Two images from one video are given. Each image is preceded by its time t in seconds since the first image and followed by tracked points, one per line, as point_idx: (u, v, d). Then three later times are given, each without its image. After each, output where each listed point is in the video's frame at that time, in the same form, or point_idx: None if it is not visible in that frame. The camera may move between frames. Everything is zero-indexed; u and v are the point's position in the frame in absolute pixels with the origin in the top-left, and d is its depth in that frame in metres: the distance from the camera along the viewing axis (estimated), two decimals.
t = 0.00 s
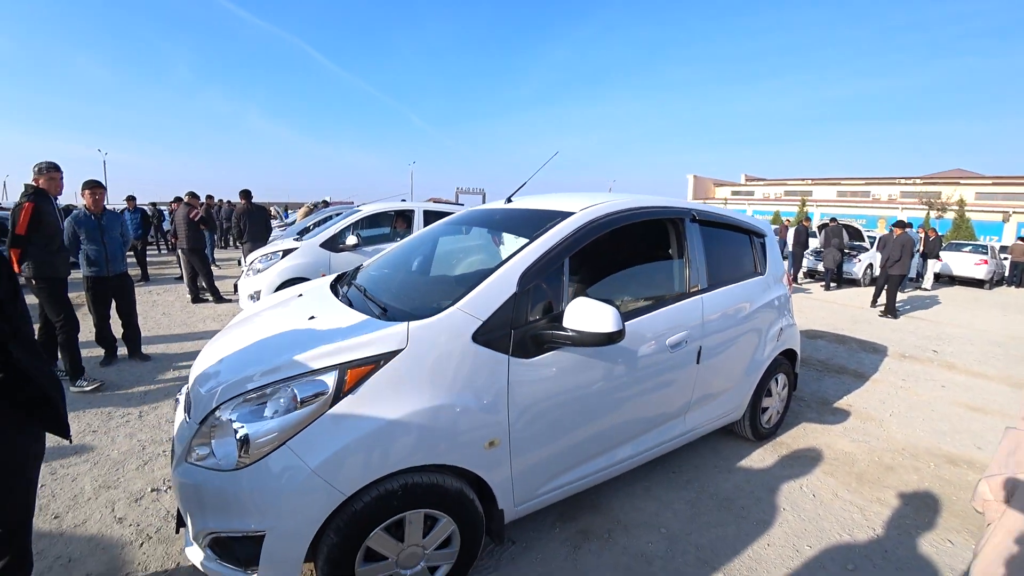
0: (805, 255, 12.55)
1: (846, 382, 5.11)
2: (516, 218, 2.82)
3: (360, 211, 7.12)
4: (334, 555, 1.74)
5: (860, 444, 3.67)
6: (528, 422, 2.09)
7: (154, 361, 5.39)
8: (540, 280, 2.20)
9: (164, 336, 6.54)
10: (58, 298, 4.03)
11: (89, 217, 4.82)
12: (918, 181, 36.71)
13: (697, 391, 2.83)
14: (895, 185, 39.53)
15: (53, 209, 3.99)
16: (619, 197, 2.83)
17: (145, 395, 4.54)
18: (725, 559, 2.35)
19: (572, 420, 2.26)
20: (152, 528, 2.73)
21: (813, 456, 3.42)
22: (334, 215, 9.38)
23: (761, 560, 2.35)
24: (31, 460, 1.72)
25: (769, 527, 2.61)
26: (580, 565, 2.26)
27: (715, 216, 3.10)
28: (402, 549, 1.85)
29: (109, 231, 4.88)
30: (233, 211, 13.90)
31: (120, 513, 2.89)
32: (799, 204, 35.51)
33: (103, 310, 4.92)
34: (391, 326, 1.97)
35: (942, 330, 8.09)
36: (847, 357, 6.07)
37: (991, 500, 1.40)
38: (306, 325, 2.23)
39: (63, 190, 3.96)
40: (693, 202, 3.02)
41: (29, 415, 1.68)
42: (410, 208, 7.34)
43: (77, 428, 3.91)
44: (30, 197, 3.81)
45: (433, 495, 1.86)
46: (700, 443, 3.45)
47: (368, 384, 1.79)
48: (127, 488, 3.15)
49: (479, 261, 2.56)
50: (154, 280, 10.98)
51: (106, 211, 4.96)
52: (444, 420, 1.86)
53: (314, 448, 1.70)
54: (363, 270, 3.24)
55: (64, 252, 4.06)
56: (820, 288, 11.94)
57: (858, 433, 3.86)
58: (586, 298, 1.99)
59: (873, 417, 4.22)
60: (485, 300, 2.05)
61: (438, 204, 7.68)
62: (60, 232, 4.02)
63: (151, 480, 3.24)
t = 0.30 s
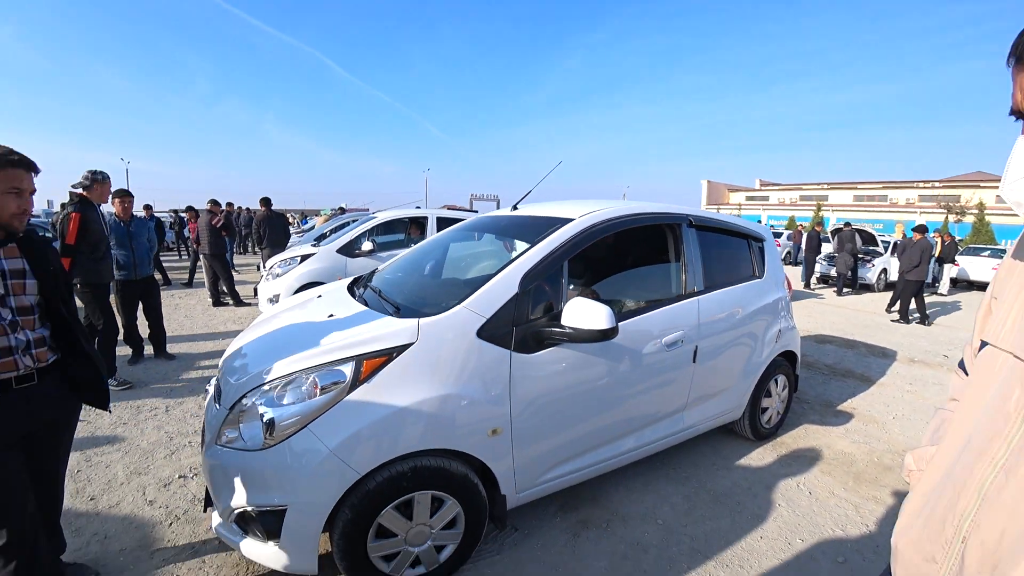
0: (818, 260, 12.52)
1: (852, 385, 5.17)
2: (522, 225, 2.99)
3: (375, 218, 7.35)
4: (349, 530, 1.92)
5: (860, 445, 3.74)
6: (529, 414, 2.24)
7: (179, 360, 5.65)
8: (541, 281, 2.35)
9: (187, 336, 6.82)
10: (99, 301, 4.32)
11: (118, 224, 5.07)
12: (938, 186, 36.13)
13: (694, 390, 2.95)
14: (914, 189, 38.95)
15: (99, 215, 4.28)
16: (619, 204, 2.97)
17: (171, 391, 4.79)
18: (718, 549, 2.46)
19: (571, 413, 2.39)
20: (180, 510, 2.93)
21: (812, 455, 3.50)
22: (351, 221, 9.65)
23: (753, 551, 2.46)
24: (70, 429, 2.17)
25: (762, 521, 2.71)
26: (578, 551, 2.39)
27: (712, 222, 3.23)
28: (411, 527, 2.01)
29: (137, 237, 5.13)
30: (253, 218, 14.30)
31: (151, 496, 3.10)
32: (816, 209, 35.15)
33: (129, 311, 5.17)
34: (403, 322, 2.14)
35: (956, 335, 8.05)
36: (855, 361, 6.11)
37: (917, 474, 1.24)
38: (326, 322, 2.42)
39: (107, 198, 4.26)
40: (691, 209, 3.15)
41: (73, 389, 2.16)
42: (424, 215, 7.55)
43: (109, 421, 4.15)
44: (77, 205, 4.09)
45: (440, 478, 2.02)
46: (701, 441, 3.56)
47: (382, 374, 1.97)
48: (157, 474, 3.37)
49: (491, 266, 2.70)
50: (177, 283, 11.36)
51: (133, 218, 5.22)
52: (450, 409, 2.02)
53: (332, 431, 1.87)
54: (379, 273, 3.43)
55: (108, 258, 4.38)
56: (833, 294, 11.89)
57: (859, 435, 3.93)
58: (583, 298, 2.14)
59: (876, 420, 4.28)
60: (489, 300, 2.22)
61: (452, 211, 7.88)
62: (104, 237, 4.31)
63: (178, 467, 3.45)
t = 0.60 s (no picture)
0: (841, 270, 12.39)
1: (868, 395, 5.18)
2: (540, 232, 3.13)
3: (399, 221, 7.58)
4: (373, 510, 2.08)
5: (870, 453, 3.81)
6: (541, 409, 2.37)
7: (210, 354, 5.92)
8: (555, 285, 2.49)
9: (218, 332, 7.12)
10: (143, 292, 4.69)
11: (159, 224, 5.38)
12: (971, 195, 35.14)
13: (702, 393, 3.04)
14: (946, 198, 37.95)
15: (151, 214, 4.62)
16: (632, 213, 3.10)
17: (203, 383, 5.04)
18: (721, 545, 2.56)
19: (583, 410, 2.52)
20: (214, 493, 3.14)
21: (821, 461, 3.56)
22: (375, 225, 9.92)
23: (754, 548, 2.55)
24: (118, 411, 2.37)
25: (766, 520, 2.79)
26: (585, 542, 2.52)
27: (723, 230, 3.33)
28: (429, 511, 2.17)
29: (176, 236, 5.41)
30: (280, 219, 14.73)
31: (187, 479, 3.32)
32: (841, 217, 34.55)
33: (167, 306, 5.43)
34: (426, 320, 2.31)
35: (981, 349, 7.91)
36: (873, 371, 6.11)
37: (842, 459, 1.35)
38: (354, 319, 2.60)
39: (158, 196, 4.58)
40: (702, 218, 3.26)
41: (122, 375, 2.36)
42: (446, 219, 7.75)
43: (146, 409, 4.41)
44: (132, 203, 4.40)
45: (457, 466, 2.18)
46: (710, 444, 3.64)
47: (407, 367, 2.13)
48: (191, 459, 3.59)
49: (511, 270, 2.84)
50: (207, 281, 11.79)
51: (173, 218, 5.52)
52: (467, 401, 2.17)
53: (359, 418, 2.04)
54: (403, 275, 3.61)
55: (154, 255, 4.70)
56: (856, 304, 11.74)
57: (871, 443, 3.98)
58: (594, 300, 2.26)
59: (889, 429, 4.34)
60: (506, 301, 2.37)
61: (473, 216, 8.07)
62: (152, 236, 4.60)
63: (211, 454, 3.67)
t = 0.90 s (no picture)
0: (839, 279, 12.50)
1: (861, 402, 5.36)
2: (541, 238, 3.27)
3: (403, 225, 7.72)
4: (380, 498, 2.21)
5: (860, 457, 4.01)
6: (540, 407, 2.49)
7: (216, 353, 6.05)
8: (554, 289, 2.63)
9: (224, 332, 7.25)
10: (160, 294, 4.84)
11: (184, 226, 5.56)
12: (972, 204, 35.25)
13: (695, 394, 3.16)
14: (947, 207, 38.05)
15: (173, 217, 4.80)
16: (629, 221, 3.24)
17: (213, 381, 5.18)
18: (710, 539, 2.68)
19: (580, 408, 2.64)
20: (225, 484, 3.27)
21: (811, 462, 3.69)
22: (379, 228, 10.07)
23: (742, 542, 2.67)
24: (136, 403, 2.49)
25: (755, 517, 2.91)
26: (581, 534, 2.64)
27: (717, 238, 3.46)
28: (433, 500, 2.30)
29: (198, 239, 5.57)
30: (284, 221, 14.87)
31: (198, 472, 3.44)
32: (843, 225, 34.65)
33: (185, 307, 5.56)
34: (432, 321, 2.44)
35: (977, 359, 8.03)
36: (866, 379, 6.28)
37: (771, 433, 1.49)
38: (363, 319, 2.74)
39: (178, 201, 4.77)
40: (696, 226, 3.40)
41: (141, 368, 2.49)
42: (449, 224, 7.89)
43: (157, 405, 4.54)
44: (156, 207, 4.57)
45: (460, 459, 2.31)
46: (704, 445, 3.77)
47: (414, 364, 2.26)
48: (202, 453, 3.72)
49: (514, 274, 2.97)
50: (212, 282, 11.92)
51: (198, 221, 5.69)
52: (470, 397, 2.30)
53: (369, 411, 2.17)
54: (409, 278, 3.74)
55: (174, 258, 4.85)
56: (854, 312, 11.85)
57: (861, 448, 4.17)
58: (590, 304, 2.39)
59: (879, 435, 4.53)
60: (507, 304, 2.50)
61: (476, 221, 8.21)
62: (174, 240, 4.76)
63: (221, 449, 3.80)
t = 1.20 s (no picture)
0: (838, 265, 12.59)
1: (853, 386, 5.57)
2: (544, 221, 3.35)
3: (405, 207, 7.78)
4: (388, 467, 2.33)
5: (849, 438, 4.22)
6: (541, 383, 2.60)
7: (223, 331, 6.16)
8: (555, 270, 2.72)
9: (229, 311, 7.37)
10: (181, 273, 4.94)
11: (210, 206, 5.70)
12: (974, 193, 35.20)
13: (690, 374, 3.27)
14: (950, 196, 37.96)
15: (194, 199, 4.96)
16: (630, 205, 3.31)
17: (221, 358, 5.30)
18: (701, 511, 2.81)
19: (579, 385, 2.74)
20: (237, 455, 3.40)
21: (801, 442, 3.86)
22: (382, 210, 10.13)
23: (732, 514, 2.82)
24: (149, 375, 2.58)
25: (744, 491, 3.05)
26: (578, 504, 2.78)
27: (714, 224, 3.54)
28: (438, 470, 2.42)
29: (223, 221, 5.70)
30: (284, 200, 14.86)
31: (211, 444, 3.58)
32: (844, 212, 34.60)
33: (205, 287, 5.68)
34: (439, 299, 2.54)
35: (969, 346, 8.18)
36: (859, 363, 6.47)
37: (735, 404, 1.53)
38: (371, 297, 2.83)
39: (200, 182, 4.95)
40: (695, 212, 3.47)
41: (152, 342, 2.57)
42: (451, 206, 7.93)
43: (167, 381, 4.66)
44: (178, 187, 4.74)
45: (464, 431, 2.43)
46: (698, 423, 3.90)
47: (421, 340, 2.36)
48: (214, 427, 3.85)
49: (517, 255, 3.06)
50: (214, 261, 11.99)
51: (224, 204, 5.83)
52: (474, 372, 2.41)
53: (379, 384, 2.28)
54: (414, 258, 3.83)
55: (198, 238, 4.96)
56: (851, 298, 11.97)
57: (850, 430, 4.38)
58: (590, 285, 2.48)
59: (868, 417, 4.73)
60: (510, 284, 2.59)
61: (479, 203, 8.26)
62: (196, 221, 4.93)
63: (231, 422, 3.93)
